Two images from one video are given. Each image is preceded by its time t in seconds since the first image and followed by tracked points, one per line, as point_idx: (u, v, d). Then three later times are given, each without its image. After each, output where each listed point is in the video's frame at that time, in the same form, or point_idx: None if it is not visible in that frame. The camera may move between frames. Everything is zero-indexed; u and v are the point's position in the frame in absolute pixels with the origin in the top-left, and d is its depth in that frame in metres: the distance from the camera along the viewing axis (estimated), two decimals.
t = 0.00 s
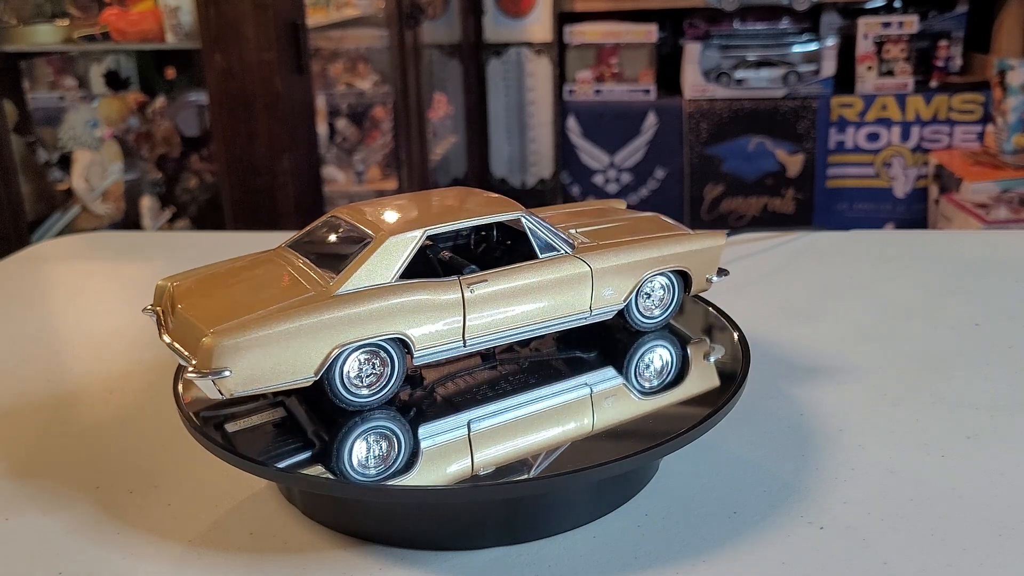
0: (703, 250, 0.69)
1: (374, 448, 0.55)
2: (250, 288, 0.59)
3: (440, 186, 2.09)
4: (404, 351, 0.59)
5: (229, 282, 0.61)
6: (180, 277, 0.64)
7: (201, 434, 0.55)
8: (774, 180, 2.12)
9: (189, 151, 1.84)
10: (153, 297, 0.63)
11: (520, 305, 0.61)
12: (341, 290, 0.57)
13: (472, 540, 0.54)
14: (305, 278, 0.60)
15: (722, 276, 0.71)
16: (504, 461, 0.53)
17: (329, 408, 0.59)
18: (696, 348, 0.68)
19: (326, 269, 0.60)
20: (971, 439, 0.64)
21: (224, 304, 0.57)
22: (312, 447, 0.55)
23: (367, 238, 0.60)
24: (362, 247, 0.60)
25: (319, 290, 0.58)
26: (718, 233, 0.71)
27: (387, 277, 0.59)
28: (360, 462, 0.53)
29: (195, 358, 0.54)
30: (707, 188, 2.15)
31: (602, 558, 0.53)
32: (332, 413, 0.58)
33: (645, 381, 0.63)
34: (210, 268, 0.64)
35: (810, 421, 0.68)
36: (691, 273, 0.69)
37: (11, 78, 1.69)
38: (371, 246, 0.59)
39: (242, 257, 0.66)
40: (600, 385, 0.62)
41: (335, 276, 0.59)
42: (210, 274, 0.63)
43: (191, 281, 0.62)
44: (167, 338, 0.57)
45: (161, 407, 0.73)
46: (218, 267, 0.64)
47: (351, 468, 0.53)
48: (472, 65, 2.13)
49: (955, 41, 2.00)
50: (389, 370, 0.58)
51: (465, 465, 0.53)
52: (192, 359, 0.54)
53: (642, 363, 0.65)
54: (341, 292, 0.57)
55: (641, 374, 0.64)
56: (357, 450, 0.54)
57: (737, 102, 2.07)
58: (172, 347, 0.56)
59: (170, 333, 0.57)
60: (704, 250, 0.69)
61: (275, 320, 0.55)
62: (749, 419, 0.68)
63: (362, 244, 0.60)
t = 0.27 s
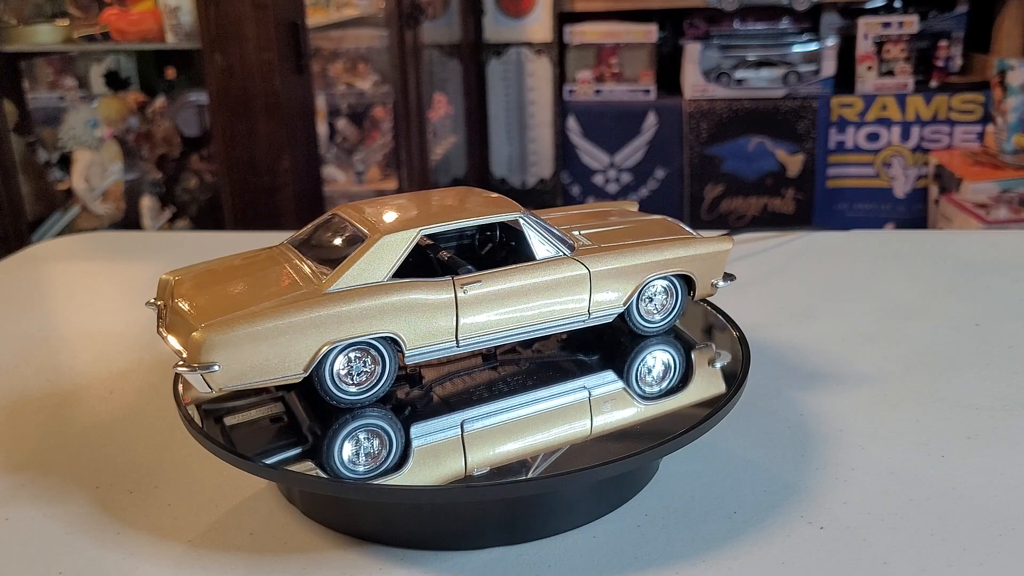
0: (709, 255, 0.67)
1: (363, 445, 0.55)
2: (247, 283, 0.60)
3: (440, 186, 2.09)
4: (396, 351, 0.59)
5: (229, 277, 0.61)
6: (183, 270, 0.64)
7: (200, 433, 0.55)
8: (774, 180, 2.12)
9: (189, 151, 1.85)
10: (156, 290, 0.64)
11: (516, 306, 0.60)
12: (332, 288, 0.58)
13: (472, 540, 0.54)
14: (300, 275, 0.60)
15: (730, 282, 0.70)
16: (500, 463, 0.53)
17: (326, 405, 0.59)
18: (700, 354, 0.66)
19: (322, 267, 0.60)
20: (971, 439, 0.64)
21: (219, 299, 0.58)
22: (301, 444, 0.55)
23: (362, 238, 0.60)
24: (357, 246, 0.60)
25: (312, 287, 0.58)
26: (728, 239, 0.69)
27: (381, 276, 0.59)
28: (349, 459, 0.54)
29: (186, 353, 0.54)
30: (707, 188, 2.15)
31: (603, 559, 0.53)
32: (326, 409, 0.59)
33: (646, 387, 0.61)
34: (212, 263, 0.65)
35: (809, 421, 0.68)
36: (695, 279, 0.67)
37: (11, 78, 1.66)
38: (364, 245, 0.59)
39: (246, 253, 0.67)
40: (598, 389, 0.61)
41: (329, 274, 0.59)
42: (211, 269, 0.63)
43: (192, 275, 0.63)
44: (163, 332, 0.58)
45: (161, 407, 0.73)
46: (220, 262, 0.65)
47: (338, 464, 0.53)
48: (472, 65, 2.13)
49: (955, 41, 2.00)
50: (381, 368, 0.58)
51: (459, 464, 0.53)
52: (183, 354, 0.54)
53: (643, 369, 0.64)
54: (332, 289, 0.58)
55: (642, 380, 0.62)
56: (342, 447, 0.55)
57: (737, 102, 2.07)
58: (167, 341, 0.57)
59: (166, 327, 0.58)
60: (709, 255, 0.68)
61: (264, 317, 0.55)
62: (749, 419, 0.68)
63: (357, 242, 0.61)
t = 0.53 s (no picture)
0: (713, 259, 0.67)
1: (354, 441, 0.55)
2: (246, 280, 0.60)
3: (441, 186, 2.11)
4: (388, 348, 0.59)
5: (230, 273, 0.62)
6: (188, 266, 0.65)
7: (200, 435, 0.55)
8: (774, 181, 2.12)
9: (189, 151, 1.85)
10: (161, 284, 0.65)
11: (512, 306, 0.60)
12: (325, 286, 0.58)
13: (472, 540, 0.54)
14: (297, 272, 0.61)
15: (736, 286, 0.69)
16: (496, 463, 0.53)
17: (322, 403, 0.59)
18: (704, 359, 0.65)
19: (319, 264, 0.61)
20: (971, 439, 0.64)
21: (216, 295, 0.58)
22: (293, 440, 0.55)
23: (359, 237, 0.61)
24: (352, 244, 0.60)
25: (306, 284, 0.59)
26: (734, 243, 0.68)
27: (375, 275, 0.59)
28: (341, 454, 0.54)
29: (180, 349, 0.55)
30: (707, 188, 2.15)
31: (603, 559, 0.53)
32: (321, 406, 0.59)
33: (643, 388, 0.61)
34: (217, 259, 0.66)
35: (809, 421, 0.68)
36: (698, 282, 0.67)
37: (11, 77, 1.68)
38: (359, 244, 0.60)
39: (252, 249, 0.68)
40: (596, 393, 0.60)
41: (323, 272, 0.59)
42: (214, 264, 0.64)
43: (195, 271, 0.64)
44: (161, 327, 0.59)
45: (161, 407, 0.73)
46: (224, 258, 0.66)
47: (330, 459, 0.53)
48: (472, 65, 2.13)
49: (955, 41, 2.00)
50: (373, 365, 0.59)
51: (453, 465, 0.53)
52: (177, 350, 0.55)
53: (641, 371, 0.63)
54: (325, 288, 0.58)
55: (638, 381, 0.62)
56: (334, 443, 0.55)
57: (737, 102, 2.07)
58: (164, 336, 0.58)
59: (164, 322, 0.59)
60: (714, 259, 0.67)
61: (256, 314, 0.55)
62: (749, 419, 0.68)
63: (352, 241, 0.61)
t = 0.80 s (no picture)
0: (717, 264, 0.66)
1: (345, 438, 0.56)
2: (244, 276, 0.61)
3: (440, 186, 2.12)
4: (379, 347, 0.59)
5: (232, 269, 0.63)
6: (194, 262, 0.66)
7: (201, 436, 0.55)
8: (774, 180, 2.12)
9: (189, 151, 1.85)
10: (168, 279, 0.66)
11: (508, 307, 0.60)
12: (317, 283, 0.58)
13: (472, 540, 0.54)
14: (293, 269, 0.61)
15: (742, 292, 0.68)
16: (492, 464, 0.53)
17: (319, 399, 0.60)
18: (707, 366, 0.64)
19: (315, 261, 0.61)
20: (971, 439, 0.64)
21: (213, 291, 0.59)
22: (287, 436, 0.56)
23: (354, 234, 0.61)
24: (346, 242, 0.61)
25: (299, 280, 0.59)
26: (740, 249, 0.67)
27: (368, 273, 0.59)
28: (331, 450, 0.54)
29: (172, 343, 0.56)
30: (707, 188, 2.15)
31: (603, 558, 0.53)
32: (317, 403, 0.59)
33: (646, 395, 0.60)
34: (223, 255, 0.67)
35: (809, 422, 0.68)
36: (701, 288, 0.66)
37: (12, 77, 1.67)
38: (352, 242, 0.60)
39: (258, 245, 0.68)
40: (595, 398, 0.60)
41: (316, 269, 0.60)
42: (219, 261, 0.65)
43: (199, 267, 0.65)
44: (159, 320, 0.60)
45: (161, 407, 0.73)
46: (230, 254, 0.67)
47: (320, 455, 0.54)
48: (472, 65, 2.12)
49: (955, 41, 2.00)
50: (363, 363, 0.59)
51: (446, 465, 0.53)
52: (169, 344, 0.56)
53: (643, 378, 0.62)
54: (316, 285, 0.58)
55: (642, 389, 0.61)
56: (324, 440, 0.55)
57: (737, 102, 2.07)
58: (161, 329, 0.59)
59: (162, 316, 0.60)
60: (718, 264, 0.66)
61: (246, 310, 0.56)
62: (749, 419, 0.68)
63: (347, 239, 0.61)
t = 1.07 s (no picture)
0: (719, 268, 0.65)
1: (339, 434, 0.56)
2: (244, 272, 0.62)
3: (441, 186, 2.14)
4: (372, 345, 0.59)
5: (233, 265, 0.64)
6: (199, 257, 0.67)
7: (203, 437, 0.55)
8: (774, 180, 2.12)
9: (189, 151, 1.86)
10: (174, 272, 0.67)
11: (504, 308, 0.59)
12: (310, 281, 0.59)
13: (472, 540, 0.54)
14: (291, 265, 0.61)
15: (745, 297, 0.67)
16: (487, 464, 0.53)
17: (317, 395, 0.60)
18: (709, 371, 0.63)
19: (311, 259, 0.61)
20: (971, 439, 0.64)
21: (212, 287, 0.60)
22: (281, 431, 0.56)
23: (350, 233, 0.61)
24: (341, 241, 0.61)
25: (294, 277, 0.59)
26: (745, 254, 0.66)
27: (362, 271, 0.59)
28: (325, 446, 0.55)
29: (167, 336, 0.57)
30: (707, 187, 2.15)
31: (603, 559, 0.53)
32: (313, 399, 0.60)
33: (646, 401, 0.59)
34: (228, 250, 0.67)
35: (809, 422, 0.68)
36: (702, 293, 0.65)
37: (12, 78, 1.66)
38: (347, 241, 0.60)
39: (264, 242, 0.69)
40: (592, 400, 0.59)
41: (312, 267, 0.60)
42: (223, 256, 0.66)
43: (203, 262, 0.65)
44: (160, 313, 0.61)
45: (161, 407, 0.73)
46: (234, 250, 0.67)
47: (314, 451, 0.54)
48: (472, 66, 2.12)
49: (955, 41, 2.00)
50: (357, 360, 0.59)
51: (440, 465, 0.53)
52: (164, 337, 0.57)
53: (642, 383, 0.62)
54: (309, 283, 0.58)
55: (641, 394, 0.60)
56: (317, 436, 0.56)
57: (737, 102, 2.07)
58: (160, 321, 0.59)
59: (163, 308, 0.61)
60: (719, 268, 0.65)
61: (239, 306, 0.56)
62: (749, 419, 0.68)
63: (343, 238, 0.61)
